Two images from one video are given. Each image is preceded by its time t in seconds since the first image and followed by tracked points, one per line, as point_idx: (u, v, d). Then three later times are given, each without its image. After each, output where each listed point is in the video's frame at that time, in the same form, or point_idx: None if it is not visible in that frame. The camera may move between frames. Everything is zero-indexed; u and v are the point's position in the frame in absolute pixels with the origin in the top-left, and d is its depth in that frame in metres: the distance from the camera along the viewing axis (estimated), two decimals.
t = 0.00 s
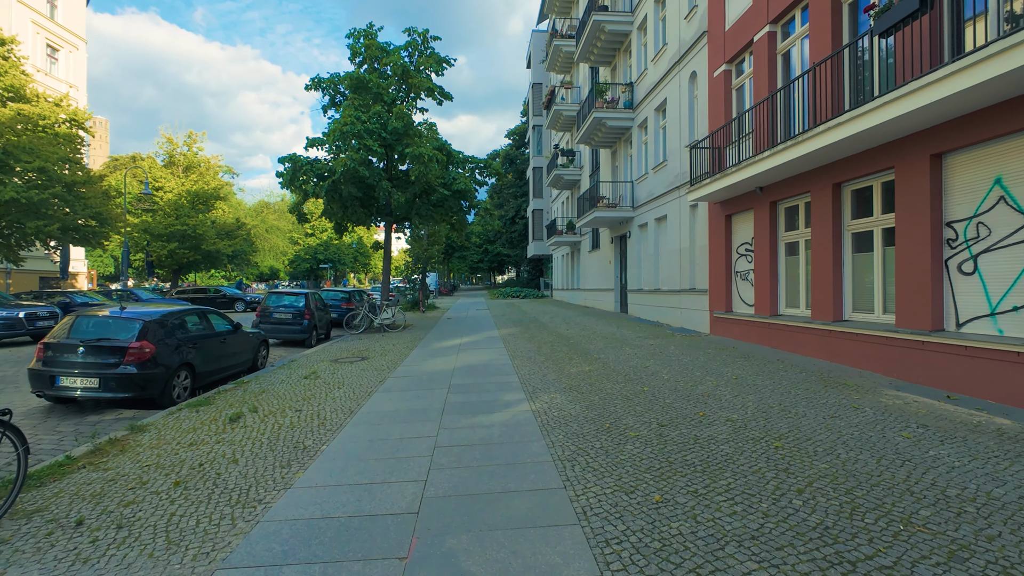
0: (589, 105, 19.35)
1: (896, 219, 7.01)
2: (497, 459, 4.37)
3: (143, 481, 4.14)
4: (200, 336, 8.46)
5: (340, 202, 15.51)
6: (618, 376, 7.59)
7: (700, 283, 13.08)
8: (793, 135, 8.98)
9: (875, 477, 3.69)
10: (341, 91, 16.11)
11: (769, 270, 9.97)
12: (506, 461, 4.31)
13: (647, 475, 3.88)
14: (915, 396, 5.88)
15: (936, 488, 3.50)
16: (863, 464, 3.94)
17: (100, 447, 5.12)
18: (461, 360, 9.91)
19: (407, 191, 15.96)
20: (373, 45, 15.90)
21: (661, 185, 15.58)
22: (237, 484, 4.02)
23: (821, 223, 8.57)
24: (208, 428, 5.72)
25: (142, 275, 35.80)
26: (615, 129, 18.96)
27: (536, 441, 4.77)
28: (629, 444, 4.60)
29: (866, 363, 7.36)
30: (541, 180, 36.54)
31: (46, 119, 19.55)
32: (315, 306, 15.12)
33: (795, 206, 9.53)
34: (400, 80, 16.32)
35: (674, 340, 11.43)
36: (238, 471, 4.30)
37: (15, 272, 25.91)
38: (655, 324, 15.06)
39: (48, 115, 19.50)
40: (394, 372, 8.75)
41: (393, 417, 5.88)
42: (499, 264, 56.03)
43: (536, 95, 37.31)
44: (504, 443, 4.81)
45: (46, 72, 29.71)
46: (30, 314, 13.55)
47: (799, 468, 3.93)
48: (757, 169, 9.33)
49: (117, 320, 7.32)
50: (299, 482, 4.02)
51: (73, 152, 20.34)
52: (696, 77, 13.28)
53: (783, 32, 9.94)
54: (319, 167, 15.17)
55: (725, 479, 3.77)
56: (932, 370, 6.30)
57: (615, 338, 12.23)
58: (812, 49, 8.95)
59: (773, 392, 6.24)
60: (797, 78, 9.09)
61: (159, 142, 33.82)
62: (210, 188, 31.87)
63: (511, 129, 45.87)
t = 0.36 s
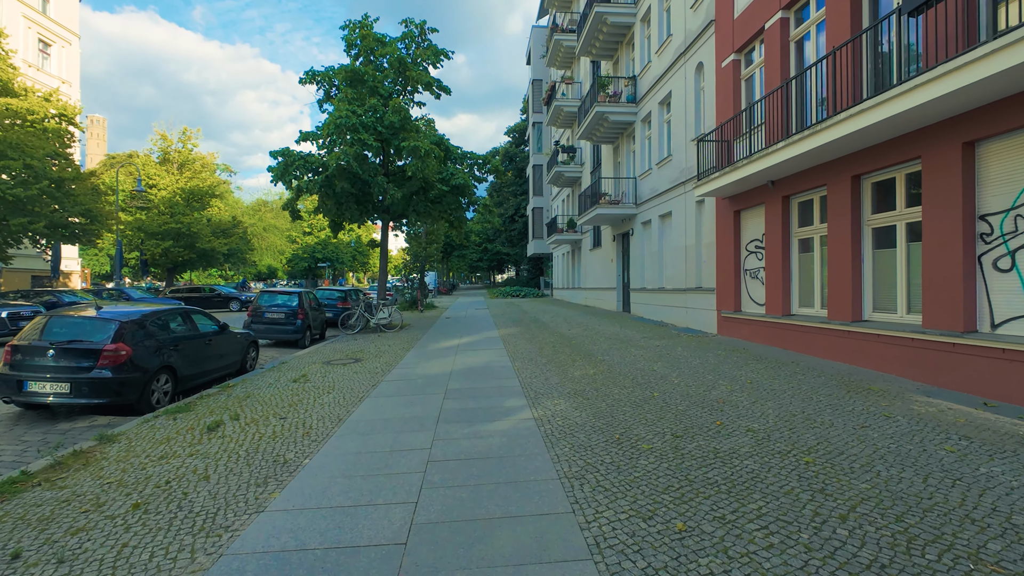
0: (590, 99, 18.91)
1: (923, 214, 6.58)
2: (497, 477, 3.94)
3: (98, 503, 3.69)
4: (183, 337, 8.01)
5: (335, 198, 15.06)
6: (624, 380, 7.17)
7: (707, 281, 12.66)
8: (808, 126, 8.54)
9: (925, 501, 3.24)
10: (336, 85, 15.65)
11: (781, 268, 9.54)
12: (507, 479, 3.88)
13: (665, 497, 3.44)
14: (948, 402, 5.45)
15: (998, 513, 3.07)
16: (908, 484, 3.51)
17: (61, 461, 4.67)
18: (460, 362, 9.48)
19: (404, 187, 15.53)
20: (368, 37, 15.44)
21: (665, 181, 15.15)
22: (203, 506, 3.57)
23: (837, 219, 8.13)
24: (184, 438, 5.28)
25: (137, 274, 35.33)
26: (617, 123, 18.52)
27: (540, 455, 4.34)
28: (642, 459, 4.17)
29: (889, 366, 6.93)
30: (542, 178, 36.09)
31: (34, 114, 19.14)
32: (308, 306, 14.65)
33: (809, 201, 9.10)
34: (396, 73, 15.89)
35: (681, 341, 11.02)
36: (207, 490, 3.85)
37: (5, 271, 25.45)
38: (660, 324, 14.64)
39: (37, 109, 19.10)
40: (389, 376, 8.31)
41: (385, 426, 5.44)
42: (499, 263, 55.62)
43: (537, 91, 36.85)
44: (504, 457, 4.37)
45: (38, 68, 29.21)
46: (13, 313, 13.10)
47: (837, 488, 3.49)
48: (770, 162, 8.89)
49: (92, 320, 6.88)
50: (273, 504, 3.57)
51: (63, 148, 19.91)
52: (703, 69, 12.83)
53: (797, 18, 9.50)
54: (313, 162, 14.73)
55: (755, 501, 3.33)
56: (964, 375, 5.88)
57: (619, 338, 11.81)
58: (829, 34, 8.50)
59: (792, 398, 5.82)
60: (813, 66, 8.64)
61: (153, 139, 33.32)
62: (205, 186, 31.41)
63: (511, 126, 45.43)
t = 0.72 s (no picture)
0: (593, 95, 18.41)
1: (963, 210, 6.06)
2: (500, 511, 3.43)
3: (38, 545, 3.16)
4: (163, 343, 7.51)
5: (330, 197, 14.57)
6: (635, 391, 6.66)
7: (716, 282, 12.16)
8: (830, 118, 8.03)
9: (1012, 549, 2.72)
10: (330, 79, 15.14)
11: (800, 269, 9.02)
12: (513, 515, 3.37)
13: (700, 541, 2.94)
14: (998, 418, 4.93)
15: None
16: (983, 523, 3.00)
17: (8, 487, 4.14)
18: (459, 368, 8.97)
19: (401, 185, 15.03)
20: (364, 30, 14.93)
21: (672, 178, 14.64)
22: (158, 551, 3.06)
23: (862, 216, 7.63)
24: (153, 458, 4.76)
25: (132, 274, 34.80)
26: (621, 120, 18.02)
27: (550, 485, 3.82)
28: (667, 490, 3.65)
29: (923, 376, 6.42)
30: (543, 177, 35.59)
31: (22, 111, 18.70)
32: (302, 308, 14.13)
33: (829, 197, 8.58)
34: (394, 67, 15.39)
35: (691, 346, 10.51)
36: (166, 529, 3.34)
37: None
38: (666, 327, 14.13)
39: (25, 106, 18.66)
40: (383, 384, 7.81)
41: (376, 445, 4.93)
42: (499, 263, 55.14)
43: (538, 89, 36.34)
44: (508, 486, 3.85)
45: (30, 65, 28.66)
46: None
47: (901, 530, 2.97)
48: (789, 156, 8.38)
49: (61, 326, 6.37)
50: (239, 548, 3.06)
51: (52, 145, 19.40)
52: (712, 61, 12.33)
53: (816, 5, 9.00)
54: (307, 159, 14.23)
55: (808, 548, 2.82)
56: (1011, 386, 5.37)
57: (626, 343, 11.28)
58: (852, 20, 8.00)
59: (822, 413, 5.31)
60: (835, 54, 8.15)
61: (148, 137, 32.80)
62: (201, 185, 30.90)
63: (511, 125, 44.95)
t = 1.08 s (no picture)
0: (599, 93, 17.92)
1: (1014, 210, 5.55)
2: (515, 562, 2.93)
3: None
4: (146, 353, 7.01)
5: (327, 197, 14.09)
6: (652, 406, 6.15)
7: (730, 286, 11.65)
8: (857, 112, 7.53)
9: None
10: (328, 75, 14.65)
11: (823, 272, 8.51)
12: (530, 568, 2.86)
13: None
14: None
15: None
16: None
17: None
18: (462, 378, 8.47)
19: (402, 185, 14.56)
20: (363, 24, 14.45)
21: (681, 178, 14.14)
22: None
23: (895, 217, 7.11)
24: (121, 487, 4.25)
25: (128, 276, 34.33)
26: (627, 118, 17.53)
27: (570, 526, 3.32)
28: (707, 533, 3.15)
29: (968, 390, 5.91)
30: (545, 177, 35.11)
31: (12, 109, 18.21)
32: (298, 312, 13.63)
33: (855, 197, 8.08)
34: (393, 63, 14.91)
35: (705, 353, 10.00)
36: None
37: None
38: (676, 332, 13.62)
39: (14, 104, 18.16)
40: (381, 396, 7.31)
41: (371, 471, 4.42)
42: (500, 265, 54.71)
43: (540, 89, 35.88)
44: (521, 527, 3.34)
45: (24, 64, 28.20)
46: None
47: None
48: (812, 152, 7.88)
49: (31, 335, 5.89)
50: None
51: (42, 144, 18.93)
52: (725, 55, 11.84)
53: None
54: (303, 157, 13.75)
55: None
56: None
57: (635, 349, 10.78)
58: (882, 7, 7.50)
59: (864, 435, 4.80)
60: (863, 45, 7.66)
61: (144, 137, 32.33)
62: (197, 185, 30.42)
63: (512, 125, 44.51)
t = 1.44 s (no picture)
0: (602, 90, 17.52)
1: None
2: None
3: None
4: (125, 361, 6.60)
5: (323, 197, 13.69)
6: (664, 418, 5.72)
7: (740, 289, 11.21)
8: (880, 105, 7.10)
9: None
10: (324, 72, 14.27)
11: (842, 275, 8.06)
12: None
13: None
14: None
15: None
16: None
17: None
18: (461, 386, 8.03)
19: (400, 184, 14.16)
20: (360, 20, 14.07)
21: (688, 177, 13.72)
22: None
23: (922, 215, 6.66)
24: (79, 514, 3.82)
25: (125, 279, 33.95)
26: (631, 117, 17.12)
27: (583, 568, 2.88)
28: None
29: (1009, 402, 5.45)
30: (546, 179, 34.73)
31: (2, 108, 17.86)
32: (293, 316, 13.21)
33: (877, 195, 7.63)
34: (391, 59, 14.54)
35: (716, 359, 9.56)
36: None
37: None
38: (683, 336, 13.17)
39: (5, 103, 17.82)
40: (375, 406, 6.87)
41: (358, 496, 3.98)
42: (500, 267, 54.38)
43: (541, 89, 35.54)
44: (525, 568, 2.89)
45: (19, 64, 27.86)
46: None
47: None
48: (832, 148, 7.46)
49: None
50: None
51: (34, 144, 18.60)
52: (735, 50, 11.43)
53: None
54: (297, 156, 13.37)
55: None
56: None
57: (643, 355, 10.33)
58: None
59: (902, 454, 4.36)
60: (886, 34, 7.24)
61: (141, 137, 32.00)
62: (194, 186, 30.06)
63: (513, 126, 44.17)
